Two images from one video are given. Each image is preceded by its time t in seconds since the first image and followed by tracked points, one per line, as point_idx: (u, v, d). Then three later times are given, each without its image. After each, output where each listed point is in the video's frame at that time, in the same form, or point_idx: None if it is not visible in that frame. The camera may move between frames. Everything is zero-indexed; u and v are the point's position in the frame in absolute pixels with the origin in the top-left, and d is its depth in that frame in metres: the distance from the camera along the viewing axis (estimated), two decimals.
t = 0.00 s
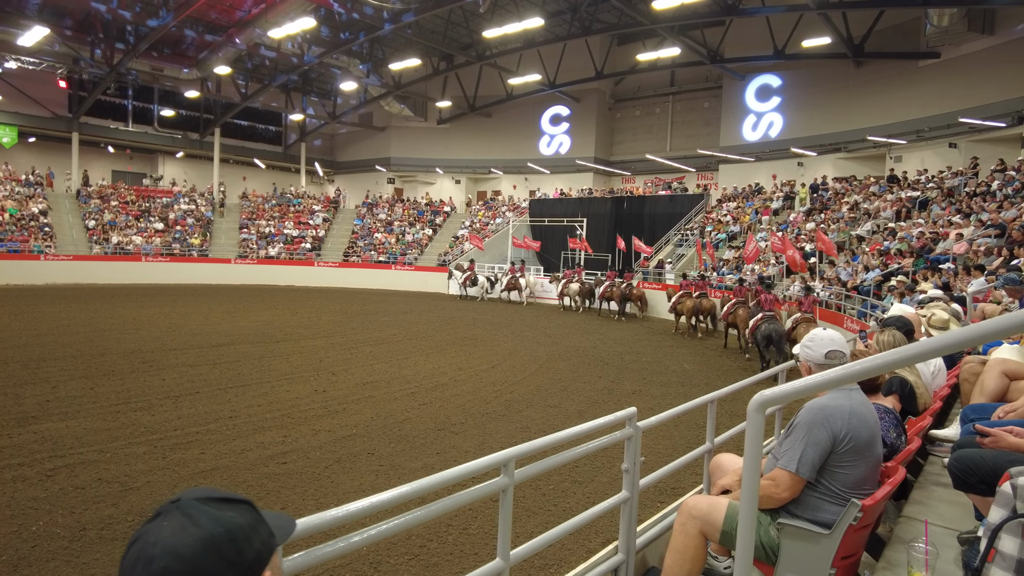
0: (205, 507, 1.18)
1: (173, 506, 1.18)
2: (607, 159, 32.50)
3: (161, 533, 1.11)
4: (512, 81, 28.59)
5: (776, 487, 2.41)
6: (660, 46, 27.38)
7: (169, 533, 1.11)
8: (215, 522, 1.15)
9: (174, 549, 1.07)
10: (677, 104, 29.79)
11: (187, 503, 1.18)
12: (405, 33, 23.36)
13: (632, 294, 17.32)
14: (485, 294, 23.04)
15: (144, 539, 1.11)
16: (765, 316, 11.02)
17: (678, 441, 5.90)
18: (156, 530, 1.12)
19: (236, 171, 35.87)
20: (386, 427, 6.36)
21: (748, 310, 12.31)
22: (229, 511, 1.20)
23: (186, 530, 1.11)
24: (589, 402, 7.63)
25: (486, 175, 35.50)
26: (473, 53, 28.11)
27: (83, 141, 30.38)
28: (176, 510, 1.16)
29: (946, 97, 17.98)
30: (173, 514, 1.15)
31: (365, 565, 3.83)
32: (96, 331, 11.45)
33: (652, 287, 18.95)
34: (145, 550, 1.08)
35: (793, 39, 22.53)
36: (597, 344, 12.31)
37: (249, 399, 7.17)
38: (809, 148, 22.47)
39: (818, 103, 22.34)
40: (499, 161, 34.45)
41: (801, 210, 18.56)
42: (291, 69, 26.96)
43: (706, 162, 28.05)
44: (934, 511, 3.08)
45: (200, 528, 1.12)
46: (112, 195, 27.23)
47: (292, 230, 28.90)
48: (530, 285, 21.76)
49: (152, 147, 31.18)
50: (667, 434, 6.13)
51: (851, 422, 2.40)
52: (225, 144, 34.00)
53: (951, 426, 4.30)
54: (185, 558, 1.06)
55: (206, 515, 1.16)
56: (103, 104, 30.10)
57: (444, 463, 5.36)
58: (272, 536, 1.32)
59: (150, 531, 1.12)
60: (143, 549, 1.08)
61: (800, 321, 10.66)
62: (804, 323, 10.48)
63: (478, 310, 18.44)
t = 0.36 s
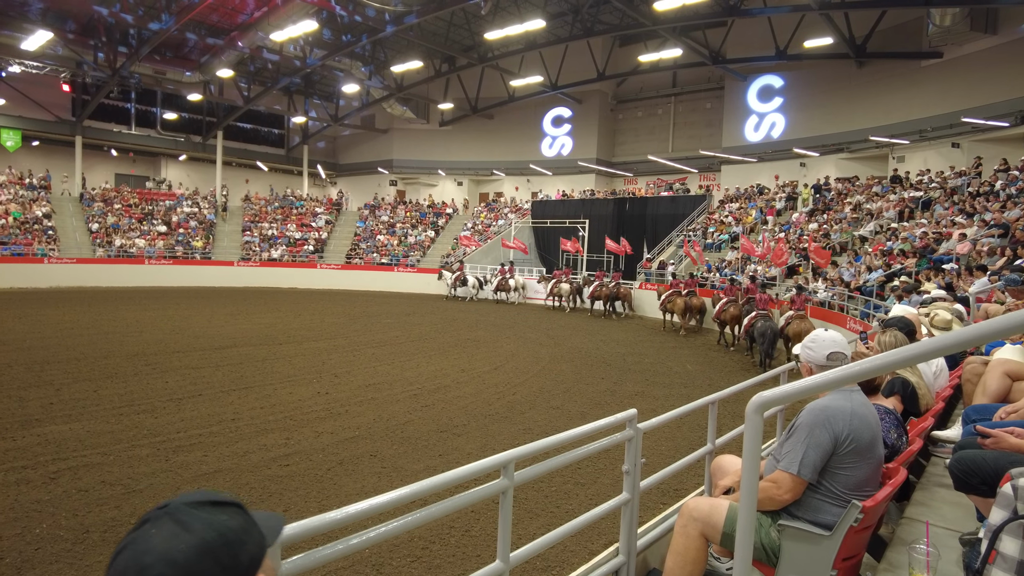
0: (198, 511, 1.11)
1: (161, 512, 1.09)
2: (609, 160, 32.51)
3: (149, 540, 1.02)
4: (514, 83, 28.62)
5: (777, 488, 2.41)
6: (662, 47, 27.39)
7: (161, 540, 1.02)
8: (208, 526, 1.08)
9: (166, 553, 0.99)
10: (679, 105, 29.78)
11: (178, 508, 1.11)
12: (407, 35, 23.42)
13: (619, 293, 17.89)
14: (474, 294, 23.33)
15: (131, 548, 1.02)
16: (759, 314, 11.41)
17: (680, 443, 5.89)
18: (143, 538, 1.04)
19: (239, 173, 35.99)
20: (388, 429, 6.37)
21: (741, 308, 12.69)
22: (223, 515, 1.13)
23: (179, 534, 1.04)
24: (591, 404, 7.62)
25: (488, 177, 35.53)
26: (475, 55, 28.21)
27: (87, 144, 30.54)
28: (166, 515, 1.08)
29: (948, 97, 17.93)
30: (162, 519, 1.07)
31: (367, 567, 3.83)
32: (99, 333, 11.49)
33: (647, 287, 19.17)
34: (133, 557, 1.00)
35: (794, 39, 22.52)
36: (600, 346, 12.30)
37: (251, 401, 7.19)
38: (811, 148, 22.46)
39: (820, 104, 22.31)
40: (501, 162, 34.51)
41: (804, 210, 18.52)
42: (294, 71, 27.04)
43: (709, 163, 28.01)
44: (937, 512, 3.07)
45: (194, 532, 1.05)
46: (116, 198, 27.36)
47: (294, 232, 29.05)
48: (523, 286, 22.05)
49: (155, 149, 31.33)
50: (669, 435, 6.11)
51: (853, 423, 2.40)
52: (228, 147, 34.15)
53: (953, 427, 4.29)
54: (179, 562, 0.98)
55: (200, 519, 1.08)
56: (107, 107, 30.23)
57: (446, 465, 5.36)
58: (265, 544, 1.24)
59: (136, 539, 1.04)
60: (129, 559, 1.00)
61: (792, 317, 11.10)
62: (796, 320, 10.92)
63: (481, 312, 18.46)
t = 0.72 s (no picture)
0: (142, 508, 1.20)
1: (105, 511, 1.19)
2: (609, 162, 32.52)
3: (94, 541, 1.12)
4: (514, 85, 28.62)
5: (777, 491, 2.41)
6: (661, 49, 27.39)
7: (106, 539, 1.13)
8: (152, 522, 1.18)
9: (110, 555, 1.09)
10: (679, 107, 29.78)
11: (120, 507, 1.19)
12: (407, 38, 23.44)
13: (606, 293, 18.53)
14: (463, 295, 23.61)
15: (77, 547, 1.12)
16: (750, 312, 11.91)
17: (681, 445, 5.88)
18: (88, 538, 1.13)
19: (240, 177, 36.09)
20: (389, 431, 6.37)
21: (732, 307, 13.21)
22: (167, 510, 1.23)
23: (122, 534, 1.13)
24: (592, 405, 7.61)
25: (488, 179, 35.57)
26: (474, 57, 28.27)
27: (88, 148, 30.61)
28: (111, 514, 1.18)
29: (949, 97, 17.90)
30: (107, 518, 1.17)
31: (368, 570, 3.82)
32: (100, 337, 11.50)
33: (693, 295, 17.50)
34: (80, 557, 1.10)
35: (794, 40, 22.53)
36: (601, 348, 12.30)
37: (253, 405, 7.21)
38: (811, 149, 22.49)
39: (820, 104, 22.31)
40: (501, 165, 34.53)
41: (804, 211, 18.50)
42: (294, 75, 27.07)
43: (709, 165, 28.02)
44: (938, 513, 3.06)
45: (138, 531, 1.15)
46: (116, 202, 27.44)
47: (295, 235, 29.18)
48: (505, 289, 22.35)
49: (156, 153, 31.43)
50: (670, 437, 6.11)
51: (852, 425, 2.40)
52: (228, 150, 34.23)
53: (954, 427, 4.28)
54: (123, 560, 1.09)
55: (144, 517, 1.18)
56: (107, 111, 30.31)
57: (447, 468, 5.37)
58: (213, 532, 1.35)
59: (83, 538, 1.14)
60: (77, 559, 1.10)
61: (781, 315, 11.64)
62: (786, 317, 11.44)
63: (482, 314, 18.46)
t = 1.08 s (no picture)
0: (140, 498, 1.21)
1: (105, 499, 1.20)
2: (609, 164, 32.55)
3: (93, 526, 1.13)
4: (513, 88, 28.64)
5: (778, 494, 2.41)
6: (661, 51, 27.40)
7: (105, 525, 1.13)
8: (149, 511, 1.19)
9: (108, 541, 1.10)
10: (679, 109, 29.80)
11: (120, 496, 1.20)
12: (407, 42, 23.46)
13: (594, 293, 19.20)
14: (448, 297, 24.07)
15: (77, 533, 1.12)
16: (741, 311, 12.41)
17: (681, 447, 5.89)
18: (88, 523, 1.14)
19: (240, 180, 36.18)
20: (389, 434, 6.37)
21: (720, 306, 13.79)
22: (165, 501, 1.24)
23: (121, 520, 1.14)
24: (593, 408, 7.61)
25: (488, 182, 35.63)
26: (474, 60, 28.32)
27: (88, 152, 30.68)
28: (111, 502, 1.18)
29: (949, 98, 17.90)
30: (107, 505, 1.18)
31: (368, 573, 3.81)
32: (99, 340, 11.52)
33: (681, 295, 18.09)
34: (79, 542, 1.11)
35: (793, 42, 22.56)
36: (601, 350, 12.30)
37: (253, 408, 7.21)
38: (811, 151, 22.53)
39: (820, 106, 22.34)
40: (501, 167, 34.58)
41: (804, 214, 18.51)
42: (295, 78, 27.08)
43: (709, 167, 28.06)
44: (937, 515, 3.06)
45: (136, 517, 1.16)
46: (117, 205, 27.54)
47: (295, 238, 29.20)
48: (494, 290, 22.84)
49: (156, 157, 31.48)
50: (671, 439, 6.10)
51: (854, 427, 2.40)
52: (229, 153, 34.30)
53: (954, 429, 4.28)
54: (122, 546, 1.10)
55: (142, 506, 1.19)
56: (108, 115, 30.36)
57: (447, 471, 5.36)
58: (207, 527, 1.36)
59: (81, 525, 1.14)
60: (76, 544, 1.11)
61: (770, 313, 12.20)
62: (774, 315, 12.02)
63: (482, 317, 18.46)
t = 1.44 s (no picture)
0: (185, 491, 1.24)
1: (155, 490, 1.23)
2: (609, 167, 32.59)
3: (142, 511, 1.16)
4: (513, 91, 28.68)
5: (779, 496, 2.40)
6: (661, 54, 27.45)
7: (153, 511, 1.16)
8: (193, 501, 1.21)
9: (155, 522, 1.12)
10: (678, 112, 29.87)
11: (168, 488, 1.23)
12: (407, 45, 23.49)
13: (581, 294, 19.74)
14: (434, 298, 24.40)
15: (125, 519, 1.15)
16: (730, 311, 12.91)
17: (682, 450, 5.88)
18: (136, 510, 1.17)
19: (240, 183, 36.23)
20: (390, 437, 6.36)
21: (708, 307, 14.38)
22: (206, 495, 1.26)
23: (167, 507, 1.17)
24: (593, 411, 7.60)
25: (488, 185, 35.66)
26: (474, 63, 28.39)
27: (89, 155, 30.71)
28: (159, 491, 1.21)
29: (948, 101, 17.92)
30: (155, 495, 1.20)
31: None
32: (99, 344, 11.50)
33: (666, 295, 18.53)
34: (129, 525, 1.13)
35: (793, 45, 22.61)
36: (601, 353, 12.29)
37: (253, 411, 7.20)
38: (810, 154, 22.54)
39: (819, 109, 22.38)
40: (501, 170, 34.64)
41: (804, 216, 18.50)
42: (295, 81, 27.12)
43: (709, 170, 28.10)
44: (938, 518, 3.06)
45: (180, 505, 1.18)
46: (117, 209, 27.62)
47: (295, 241, 29.20)
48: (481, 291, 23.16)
49: (156, 160, 31.54)
50: (672, 442, 6.10)
51: (856, 431, 2.39)
52: (229, 156, 34.34)
53: (955, 432, 4.28)
54: (164, 530, 1.12)
55: (185, 494, 1.21)
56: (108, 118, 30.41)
57: (448, 474, 5.35)
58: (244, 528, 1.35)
59: (132, 511, 1.17)
60: (126, 528, 1.13)
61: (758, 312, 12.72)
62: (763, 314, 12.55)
63: (482, 319, 18.45)
